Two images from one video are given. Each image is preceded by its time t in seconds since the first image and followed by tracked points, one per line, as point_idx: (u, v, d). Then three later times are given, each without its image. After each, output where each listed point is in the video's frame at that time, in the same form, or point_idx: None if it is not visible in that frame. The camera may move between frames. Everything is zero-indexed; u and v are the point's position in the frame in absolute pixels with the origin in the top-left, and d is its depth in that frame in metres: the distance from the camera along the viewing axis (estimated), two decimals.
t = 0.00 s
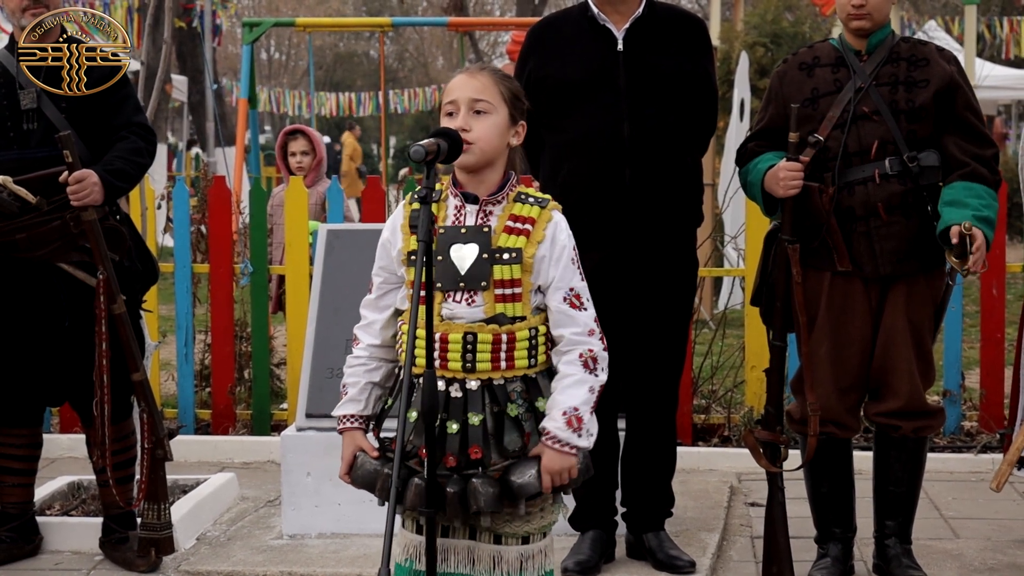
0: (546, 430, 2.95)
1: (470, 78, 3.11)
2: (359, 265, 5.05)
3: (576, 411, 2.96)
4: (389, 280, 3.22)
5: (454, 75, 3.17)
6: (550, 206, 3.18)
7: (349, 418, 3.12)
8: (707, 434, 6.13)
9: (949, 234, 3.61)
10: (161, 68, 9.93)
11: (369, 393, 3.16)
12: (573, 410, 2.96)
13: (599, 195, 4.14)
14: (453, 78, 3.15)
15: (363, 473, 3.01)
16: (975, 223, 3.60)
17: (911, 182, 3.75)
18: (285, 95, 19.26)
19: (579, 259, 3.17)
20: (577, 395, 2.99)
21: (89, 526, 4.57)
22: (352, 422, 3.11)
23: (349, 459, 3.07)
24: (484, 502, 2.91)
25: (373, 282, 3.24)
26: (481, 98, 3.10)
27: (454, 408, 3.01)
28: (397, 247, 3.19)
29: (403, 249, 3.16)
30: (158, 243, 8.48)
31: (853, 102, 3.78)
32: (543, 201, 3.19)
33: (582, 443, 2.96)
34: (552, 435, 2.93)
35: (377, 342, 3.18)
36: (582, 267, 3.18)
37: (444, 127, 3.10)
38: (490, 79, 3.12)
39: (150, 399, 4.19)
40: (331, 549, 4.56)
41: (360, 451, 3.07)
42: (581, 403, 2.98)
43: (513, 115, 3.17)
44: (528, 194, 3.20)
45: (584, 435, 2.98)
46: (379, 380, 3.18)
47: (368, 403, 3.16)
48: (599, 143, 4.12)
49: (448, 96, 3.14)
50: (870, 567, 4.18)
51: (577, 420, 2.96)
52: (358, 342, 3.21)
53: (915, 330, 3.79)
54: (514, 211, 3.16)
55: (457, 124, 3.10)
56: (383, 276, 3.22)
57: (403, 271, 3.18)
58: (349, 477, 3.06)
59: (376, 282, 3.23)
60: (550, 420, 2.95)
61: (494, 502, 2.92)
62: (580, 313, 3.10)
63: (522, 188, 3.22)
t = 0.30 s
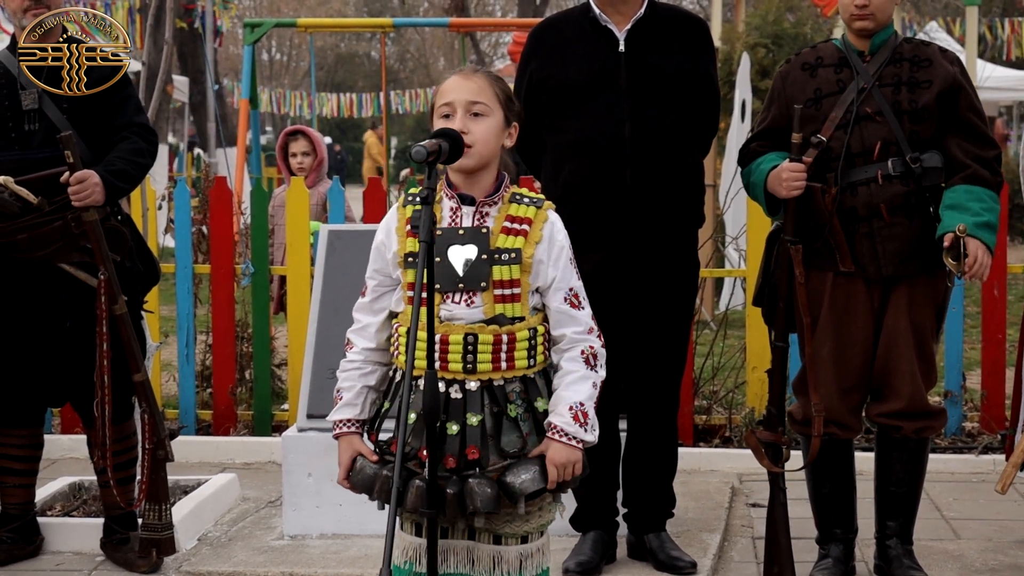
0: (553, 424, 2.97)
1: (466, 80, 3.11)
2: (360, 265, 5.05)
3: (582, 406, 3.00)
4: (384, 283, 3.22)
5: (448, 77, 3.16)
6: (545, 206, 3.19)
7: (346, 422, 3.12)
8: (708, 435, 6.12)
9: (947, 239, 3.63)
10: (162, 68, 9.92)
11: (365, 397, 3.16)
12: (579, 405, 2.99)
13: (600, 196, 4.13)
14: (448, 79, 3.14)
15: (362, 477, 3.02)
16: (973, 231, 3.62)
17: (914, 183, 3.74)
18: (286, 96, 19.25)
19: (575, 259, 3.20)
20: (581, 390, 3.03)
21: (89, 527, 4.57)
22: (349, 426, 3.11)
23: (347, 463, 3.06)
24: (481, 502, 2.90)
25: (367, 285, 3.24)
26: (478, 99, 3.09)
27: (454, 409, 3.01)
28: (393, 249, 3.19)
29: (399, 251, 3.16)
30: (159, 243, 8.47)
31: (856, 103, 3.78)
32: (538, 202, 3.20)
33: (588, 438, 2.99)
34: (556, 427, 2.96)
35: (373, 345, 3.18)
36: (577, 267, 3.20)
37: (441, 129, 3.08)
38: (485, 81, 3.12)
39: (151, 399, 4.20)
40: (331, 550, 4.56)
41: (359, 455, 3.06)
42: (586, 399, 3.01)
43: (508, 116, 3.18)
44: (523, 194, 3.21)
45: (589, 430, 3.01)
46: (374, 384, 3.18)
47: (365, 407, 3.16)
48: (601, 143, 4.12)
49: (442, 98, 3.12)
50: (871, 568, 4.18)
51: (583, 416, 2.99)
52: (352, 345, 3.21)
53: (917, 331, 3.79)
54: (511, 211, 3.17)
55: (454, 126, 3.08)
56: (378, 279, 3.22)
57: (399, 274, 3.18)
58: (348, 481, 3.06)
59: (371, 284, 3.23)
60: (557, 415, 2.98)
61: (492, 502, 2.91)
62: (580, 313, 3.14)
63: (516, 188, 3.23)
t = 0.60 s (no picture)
0: (554, 424, 2.97)
1: (460, 78, 3.11)
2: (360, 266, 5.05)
3: (583, 405, 2.99)
4: (379, 284, 3.22)
5: (442, 76, 3.17)
6: (540, 204, 3.19)
7: (342, 425, 3.11)
8: (709, 436, 6.12)
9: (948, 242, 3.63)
10: (162, 69, 9.93)
11: (362, 400, 3.16)
12: (580, 404, 2.99)
13: (600, 197, 4.13)
14: (442, 78, 3.14)
15: (362, 480, 3.02)
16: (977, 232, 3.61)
17: (916, 184, 3.75)
18: (287, 97, 19.26)
19: (571, 255, 3.19)
20: (583, 387, 3.02)
21: (90, 528, 4.56)
22: (346, 429, 3.10)
23: (346, 466, 3.07)
24: (491, 502, 2.90)
25: (362, 287, 3.24)
26: (473, 97, 3.10)
27: (455, 410, 3.01)
28: (388, 251, 3.19)
29: (395, 253, 3.16)
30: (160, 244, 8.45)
31: (858, 104, 3.78)
32: (532, 199, 3.19)
33: (591, 437, 2.98)
34: (557, 428, 2.96)
35: (369, 347, 3.18)
36: (574, 262, 3.20)
37: (436, 127, 3.08)
38: (479, 79, 3.13)
39: (152, 400, 4.20)
40: (332, 551, 4.56)
41: (358, 458, 3.06)
42: (587, 396, 3.01)
43: (501, 114, 3.18)
44: (517, 192, 3.20)
45: (592, 429, 2.99)
46: (371, 387, 3.18)
47: (362, 410, 3.15)
48: (601, 144, 4.12)
49: (437, 97, 3.12)
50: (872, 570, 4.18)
51: (583, 415, 2.98)
52: (348, 348, 3.20)
53: (919, 332, 3.79)
54: (505, 210, 3.16)
55: (451, 124, 3.08)
56: (373, 281, 3.22)
57: (395, 275, 3.18)
58: (347, 484, 3.06)
59: (366, 287, 3.23)
60: (559, 415, 2.98)
61: (501, 503, 2.91)
62: (579, 307, 3.12)
63: (509, 187, 3.22)
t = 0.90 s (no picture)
0: (553, 428, 2.96)
1: (454, 79, 3.11)
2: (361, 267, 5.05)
3: (582, 407, 2.99)
4: (377, 286, 3.22)
5: (437, 78, 3.17)
6: (538, 205, 3.18)
7: (342, 427, 3.11)
8: (710, 436, 6.11)
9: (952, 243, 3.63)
10: (163, 70, 9.93)
11: (362, 402, 3.16)
12: (579, 407, 2.99)
13: (601, 198, 4.13)
14: (435, 79, 3.14)
15: (362, 482, 3.02)
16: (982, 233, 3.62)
17: (917, 185, 3.75)
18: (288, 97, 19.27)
19: (567, 258, 3.20)
20: (580, 391, 3.02)
21: (91, 528, 4.56)
22: (346, 431, 3.10)
23: (347, 468, 3.07)
24: (490, 504, 2.90)
25: (361, 289, 3.24)
26: (468, 97, 3.10)
27: (455, 411, 3.01)
28: (387, 253, 3.19)
29: (394, 255, 3.16)
30: (161, 244, 8.45)
31: (859, 105, 3.78)
32: (531, 201, 3.18)
33: (589, 440, 2.98)
34: (557, 431, 2.95)
35: (369, 348, 3.18)
36: (569, 265, 3.21)
37: (432, 128, 3.08)
38: (474, 80, 3.13)
39: (153, 400, 4.20)
40: (333, 551, 4.56)
41: (358, 460, 3.06)
42: (586, 400, 3.01)
43: (497, 114, 3.18)
44: (516, 194, 3.19)
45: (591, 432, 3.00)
46: (371, 388, 3.18)
47: (362, 412, 3.15)
48: (602, 144, 4.11)
49: (431, 98, 3.12)
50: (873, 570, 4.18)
51: (583, 417, 2.99)
52: (347, 350, 3.20)
53: (920, 333, 3.78)
54: (504, 211, 3.16)
55: (446, 124, 3.07)
56: (372, 283, 3.22)
57: (394, 277, 3.18)
58: (348, 486, 3.06)
59: (365, 289, 3.23)
60: (558, 417, 2.97)
61: (501, 504, 2.91)
62: (572, 310, 3.14)
63: (508, 188, 3.22)
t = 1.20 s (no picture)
0: (547, 428, 2.95)
1: (456, 78, 3.11)
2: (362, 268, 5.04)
3: (577, 407, 2.97)
4: (377, 284, 3.22)
5: (440, 77, 3.17)
6: (537, 204, 3.18)
7: (342, 424, 3.10)
8: (711, 437, 6.11)
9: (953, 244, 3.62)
10: (164, 70, 9.93)
11: (361, 399, 3.15)
12: (573, 407, 2.97)
13: (601, 198, 4.13)
14: (437, 79, 3.14)
15: (361, 479, 3.01)
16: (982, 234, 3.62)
17: (918, 186, 3.74)
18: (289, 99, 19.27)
19: (567, 257, 3.18)
20: (575, 391, 3.00)
21: (92, 529, 4.56)
22: (345, 428, 3.10)
23: (345, 465, 3.06)
24: (487, 503, 2.90)
25: (361, 287, 3.24)
26: (468, 97, 3.10)
27: (452, 409, 3.01)
28: (386, 251, 3.18)
29: (393, 253, 3.16)
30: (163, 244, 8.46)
31: (860, 106, 3.78)
32: (529, 199, 3.19)
33: (584, 440, 2.96)
34: (550, 431, 2.94)
35: (368, 346, 3.18)
36: (569, 264, 3.19)
37: (433, 128, 3.08)
38: (476, 80, 3.13)
39: (154, 401, 4.20)
40: (334, 553, 4.56)
41: (357, 457, 3.06)
42: (580, 399, 2.99)
43: (499, 115, 3.17)
44: (515, 192, 3.20)
45: (585, 431, 2.98)
46: (370, 385, 3.18)
47: (361, 409, 3.15)
48: (602, 145, 4.11)
49: (433, 97, 3.13)
50: (875, 572, 4.18)
51: (577, 417, 2.97)
52: (347, 347, 3.20)
53: (921, 334, 3.77)
54: (502, 210, 3.16)
55: (446, 124, 3.08)
56: (372, 281, 3.22)
57: (394, 275, 3.18)
58: (347, 483, 3.05)
59: (365, 286, 3.23)
60: (552, 417, 2.95)
61: (497, 503, 2.91)
62: (571, 309, 3.12)
63: (507, 187, 3.23)
